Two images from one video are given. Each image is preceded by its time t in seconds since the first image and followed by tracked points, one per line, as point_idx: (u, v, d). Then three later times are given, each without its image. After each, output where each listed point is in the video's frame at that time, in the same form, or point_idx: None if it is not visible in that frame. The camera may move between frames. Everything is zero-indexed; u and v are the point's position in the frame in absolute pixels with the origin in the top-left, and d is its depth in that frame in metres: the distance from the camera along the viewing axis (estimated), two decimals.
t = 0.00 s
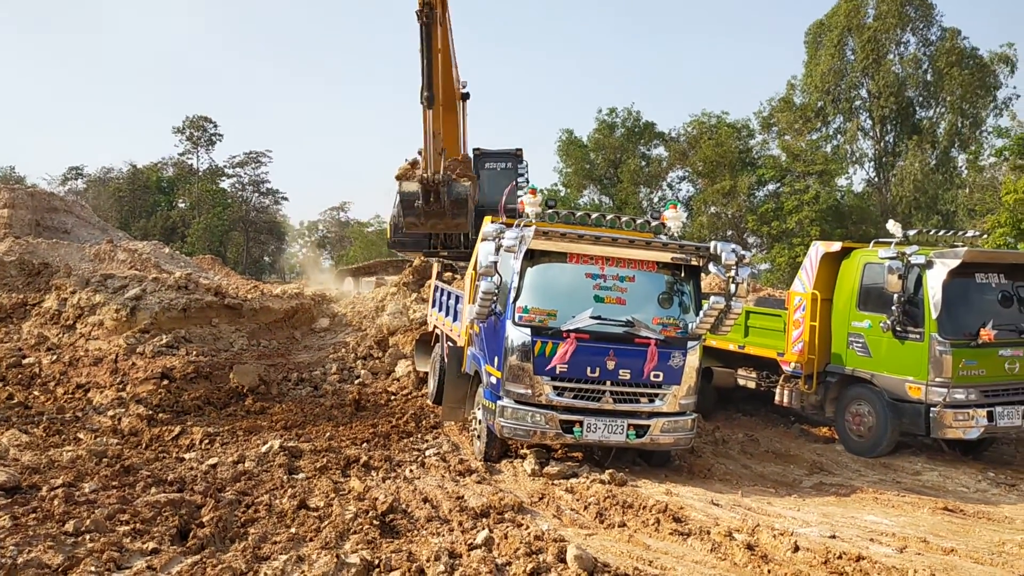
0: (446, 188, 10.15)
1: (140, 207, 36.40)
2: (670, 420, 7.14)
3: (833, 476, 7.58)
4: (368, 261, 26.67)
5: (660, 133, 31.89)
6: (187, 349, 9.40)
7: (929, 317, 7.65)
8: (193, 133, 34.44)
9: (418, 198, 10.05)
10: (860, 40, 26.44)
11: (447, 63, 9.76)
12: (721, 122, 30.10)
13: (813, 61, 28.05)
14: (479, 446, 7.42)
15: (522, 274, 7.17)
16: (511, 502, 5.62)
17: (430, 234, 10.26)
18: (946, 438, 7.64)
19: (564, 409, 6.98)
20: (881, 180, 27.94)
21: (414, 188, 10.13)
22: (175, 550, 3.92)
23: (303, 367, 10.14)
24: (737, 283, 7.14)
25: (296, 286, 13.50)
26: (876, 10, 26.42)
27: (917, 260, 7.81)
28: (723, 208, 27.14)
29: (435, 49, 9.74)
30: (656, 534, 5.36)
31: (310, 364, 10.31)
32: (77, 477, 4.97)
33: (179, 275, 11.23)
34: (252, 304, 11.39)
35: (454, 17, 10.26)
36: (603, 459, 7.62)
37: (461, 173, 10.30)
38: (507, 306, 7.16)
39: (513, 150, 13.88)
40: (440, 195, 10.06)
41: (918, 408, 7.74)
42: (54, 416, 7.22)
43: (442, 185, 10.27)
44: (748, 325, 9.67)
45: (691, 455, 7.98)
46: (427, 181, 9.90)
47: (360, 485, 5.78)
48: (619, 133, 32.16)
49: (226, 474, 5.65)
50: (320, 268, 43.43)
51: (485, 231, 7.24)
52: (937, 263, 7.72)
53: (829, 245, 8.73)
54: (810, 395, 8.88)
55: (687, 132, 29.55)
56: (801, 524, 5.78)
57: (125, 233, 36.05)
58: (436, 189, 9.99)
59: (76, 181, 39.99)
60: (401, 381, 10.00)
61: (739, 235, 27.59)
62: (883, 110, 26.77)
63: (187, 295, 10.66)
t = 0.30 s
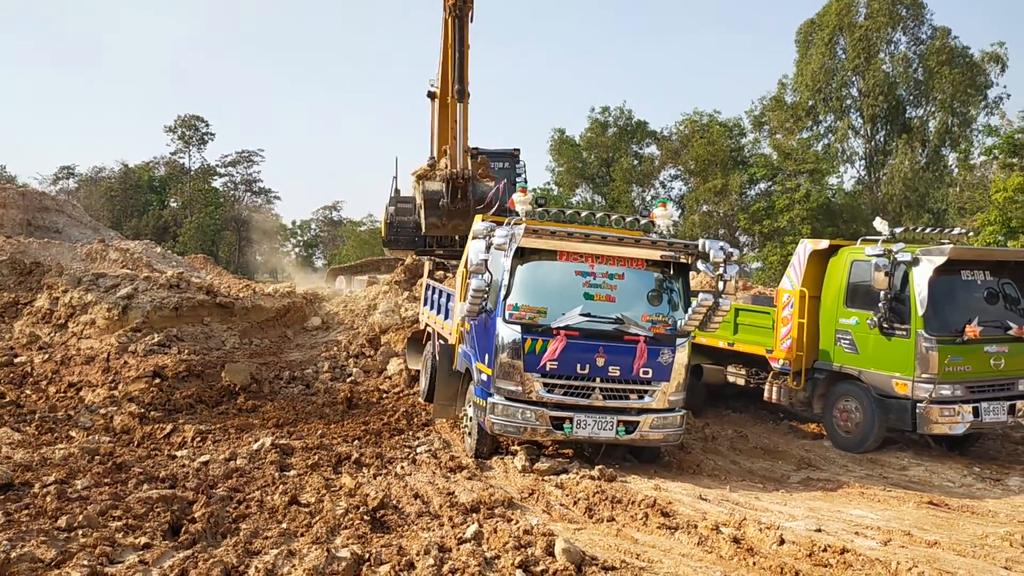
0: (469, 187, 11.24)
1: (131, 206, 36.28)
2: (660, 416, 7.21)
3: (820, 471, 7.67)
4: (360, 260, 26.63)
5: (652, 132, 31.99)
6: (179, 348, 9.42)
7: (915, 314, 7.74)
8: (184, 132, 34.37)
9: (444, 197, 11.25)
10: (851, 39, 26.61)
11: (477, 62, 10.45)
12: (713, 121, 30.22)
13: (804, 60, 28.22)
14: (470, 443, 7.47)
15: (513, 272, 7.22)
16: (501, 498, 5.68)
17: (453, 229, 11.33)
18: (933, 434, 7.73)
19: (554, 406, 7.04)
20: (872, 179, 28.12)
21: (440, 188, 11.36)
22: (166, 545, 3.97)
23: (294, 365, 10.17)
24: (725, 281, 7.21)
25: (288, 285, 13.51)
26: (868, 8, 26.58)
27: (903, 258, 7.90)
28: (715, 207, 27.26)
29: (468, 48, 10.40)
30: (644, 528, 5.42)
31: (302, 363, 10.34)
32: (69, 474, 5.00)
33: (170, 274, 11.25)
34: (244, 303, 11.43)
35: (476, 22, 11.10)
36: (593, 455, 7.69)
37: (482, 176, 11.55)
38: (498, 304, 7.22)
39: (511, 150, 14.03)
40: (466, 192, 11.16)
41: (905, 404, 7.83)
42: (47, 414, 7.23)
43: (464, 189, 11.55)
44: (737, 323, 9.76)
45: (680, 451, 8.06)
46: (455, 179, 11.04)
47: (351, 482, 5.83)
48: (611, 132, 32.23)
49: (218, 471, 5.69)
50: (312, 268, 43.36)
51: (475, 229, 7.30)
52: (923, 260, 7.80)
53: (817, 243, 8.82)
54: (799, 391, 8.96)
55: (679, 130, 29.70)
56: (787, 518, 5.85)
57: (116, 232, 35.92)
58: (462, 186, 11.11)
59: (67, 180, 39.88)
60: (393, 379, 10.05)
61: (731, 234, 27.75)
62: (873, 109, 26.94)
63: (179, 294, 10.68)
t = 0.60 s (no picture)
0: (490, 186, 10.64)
1: (126, 207, 36.27)
2: (652, 416, 7.28)
3: (811, 470, 7.76)
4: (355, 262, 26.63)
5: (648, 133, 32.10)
6: (175, 349, 9.47)
7: (905, 314, 7.83)
8: (181, 133, 34.40)
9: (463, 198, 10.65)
10: (846, 40, 26.78)
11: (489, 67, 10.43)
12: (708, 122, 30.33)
13: (799, 61, 28.37)
14: (465, 443, 7.53)
15: (506, 273, 7.30)
16: (494, 497, 5.74)
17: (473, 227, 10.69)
18: (922, 433, 7.82)
19: (547, 406, 7.11)
20: (867, 180, 28.27)
21: (458, 193, 10.80)
22: (162, 543, 4.03)
23: (290, 366, 10.21)
24: (716, 281, 7.29)
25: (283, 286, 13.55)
26: (862, 10, 26.75)
27: (893, 259, 7.99)
28: (710, 208, 27.37)
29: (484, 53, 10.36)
30: (635, 526, 5.49)
31: (297, 364, 10.39)
32: (66, 474, 5.06)
33: (167, 276, 11.29)
34: (239, 304, 11.49)
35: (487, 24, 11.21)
36: (586, 455, 7.75)
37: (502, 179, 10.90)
38: (491, 305, 7.29)
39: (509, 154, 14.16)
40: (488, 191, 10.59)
41: (895, 404, 7.92)
42: (44, 415, 7.28)
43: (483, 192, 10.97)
44: (729, 323, 9.84)
45: (673, 451, 8.13)
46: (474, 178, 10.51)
47: (346, 481, 5.89)
48: (607, 134, 32.32)
49: (214, 471, 5.75)
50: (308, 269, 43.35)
51: (469, 230, 7.37)
52: (913, 261, 7.88)
53: (808, 244, 8.91)
54: (790, 391, 9.04)
55: (675, 133, 29.54)
56: (777, 516, 5.93)
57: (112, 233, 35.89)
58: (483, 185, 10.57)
59: (63, 181, 39.89)
60: (388, 380, 10.10)
61: (726, 235, 27.87)
62: (867, 110, 27.10)
63: (175, 296, 10.73)
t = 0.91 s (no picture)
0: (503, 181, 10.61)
1: (122, 206, 36.25)
2: (646, 413, 7.36)
3: (804, 467, 7.85)
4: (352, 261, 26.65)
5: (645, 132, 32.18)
6: (173, 347, 9.53)
7: (897, 313, 7.92)
8: (178, 132, 34.38)
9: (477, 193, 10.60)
10: (843, 40, 26.88)
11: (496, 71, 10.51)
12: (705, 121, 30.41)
13: (796, 62, 28.48)
14: (461, 440, 7.61)
15: (502, 272, 7.37)
16: (490, 492, 5.82)
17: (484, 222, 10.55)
18: (914, 430, 7.91)
19: (543, 403, 7.18)
20: (863, 179, 28.41)
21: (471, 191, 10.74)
22: (163, 536, 4.10)
23: (287, 364, 10.27)
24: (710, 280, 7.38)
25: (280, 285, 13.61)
26: (859, 10, 26.86)
27: (885, 258, 8.07)
28: (707, 208, 27.46)
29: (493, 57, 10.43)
30: (629, 520, 5.58)
31: (295, 362, 10.45)
32: (67, 470, 5.12)
33: (165, 274, 11.34)
34: (237, 302, 11.55)
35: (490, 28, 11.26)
36: (582, 451, 7.83)
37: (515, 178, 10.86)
38: (488, 303, 7.36)
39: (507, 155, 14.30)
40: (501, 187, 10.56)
41: (887, 401, 8.01)
42: (43, 412, 7.34)
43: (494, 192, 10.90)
44: (724, 322, 9.93)
45: (667, 448, 8.21)
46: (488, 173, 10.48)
47: (343, 477, 5.96)
48: (604, 133, 32.38)
49: (213, 467, 5.81)
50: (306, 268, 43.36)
51: (465, 229, 7.42)
52: (905, 261, 7.96)
53: (802, 243, 9.00)
54: (784, 389, 9.13)
55: (670, 132, 29.97)
56: (769, 511, 6.02)
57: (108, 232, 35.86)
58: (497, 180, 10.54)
59: (59, 180, 39.88)
60: (385, 378, 10.17)
61: (723, 234, 27.98)
62: (863, 110, 27.20)
63: (173, 294, 10.79)
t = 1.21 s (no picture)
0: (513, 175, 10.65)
1: (122, 202, 36.25)
2: (646, 409, 7.40)
3: (803, 464, 7.90)
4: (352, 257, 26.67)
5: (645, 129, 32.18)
6: (176, 343, 9.57)
7: (896, 310, 7.96)
8: (178, 128, 34.37)
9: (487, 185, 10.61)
10: (844, 37, 26.88)
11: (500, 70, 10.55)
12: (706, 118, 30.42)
13: (797, 59, 28.48)
14: (462, 436, 7.66)
15: (504, 269, 7.40)
16: (492, 488, 5.86)
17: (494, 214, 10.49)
18: (913, 427, 7.96)
19: (544, 399, 7.22)
20: (863, 176, 28.43)
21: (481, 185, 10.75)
22: (169, 529, 4.15)
23: (289, 360, 10.31)
24: (711, 277, 7.43)
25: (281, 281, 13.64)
26: (860, 7, 26.84)
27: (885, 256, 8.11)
28: (707, 205, 27.47)
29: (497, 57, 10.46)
30: (630, 515, 5.63)
31: (296, 358, 10.49)
32: (72, 465, 5.16)
33: (166, 270, 11.37)
34: (238, 299, 11.59)
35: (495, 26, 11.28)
36: (582, 448, 7.88)
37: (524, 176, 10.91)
38: (489, 300, 7.40)
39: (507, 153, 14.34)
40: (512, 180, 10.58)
41: (886, 398, 8.05)
42: (47, 408, 7.38)
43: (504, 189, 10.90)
44: (724, 319, 9.97)
45: (667, 444, 8.26)
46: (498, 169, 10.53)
47: (346, 472, 6.00)
48: (604, 130, 32.38)
49: (217, 462, 5.85)
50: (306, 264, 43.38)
51: (465, 226, 7.44)
52: (905, 258, 8.00)
53: (802, 241, 9.04)
54: (784, 385, 9.18)
55: (671, 128, 29.82)
56: (768, 507, 6.07)
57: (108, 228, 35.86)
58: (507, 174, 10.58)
59: (59, 176, 39.89)
60: (386, 374, 10.21)
61: (723, 231, 28.02)
62: (864, 107, 27.20)
63: (176, 290, 10.83)
